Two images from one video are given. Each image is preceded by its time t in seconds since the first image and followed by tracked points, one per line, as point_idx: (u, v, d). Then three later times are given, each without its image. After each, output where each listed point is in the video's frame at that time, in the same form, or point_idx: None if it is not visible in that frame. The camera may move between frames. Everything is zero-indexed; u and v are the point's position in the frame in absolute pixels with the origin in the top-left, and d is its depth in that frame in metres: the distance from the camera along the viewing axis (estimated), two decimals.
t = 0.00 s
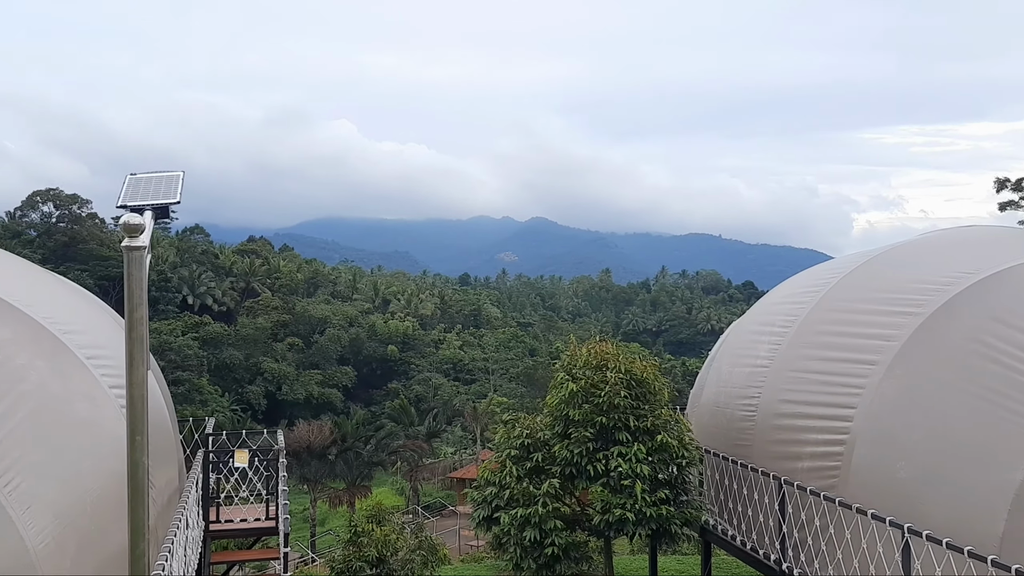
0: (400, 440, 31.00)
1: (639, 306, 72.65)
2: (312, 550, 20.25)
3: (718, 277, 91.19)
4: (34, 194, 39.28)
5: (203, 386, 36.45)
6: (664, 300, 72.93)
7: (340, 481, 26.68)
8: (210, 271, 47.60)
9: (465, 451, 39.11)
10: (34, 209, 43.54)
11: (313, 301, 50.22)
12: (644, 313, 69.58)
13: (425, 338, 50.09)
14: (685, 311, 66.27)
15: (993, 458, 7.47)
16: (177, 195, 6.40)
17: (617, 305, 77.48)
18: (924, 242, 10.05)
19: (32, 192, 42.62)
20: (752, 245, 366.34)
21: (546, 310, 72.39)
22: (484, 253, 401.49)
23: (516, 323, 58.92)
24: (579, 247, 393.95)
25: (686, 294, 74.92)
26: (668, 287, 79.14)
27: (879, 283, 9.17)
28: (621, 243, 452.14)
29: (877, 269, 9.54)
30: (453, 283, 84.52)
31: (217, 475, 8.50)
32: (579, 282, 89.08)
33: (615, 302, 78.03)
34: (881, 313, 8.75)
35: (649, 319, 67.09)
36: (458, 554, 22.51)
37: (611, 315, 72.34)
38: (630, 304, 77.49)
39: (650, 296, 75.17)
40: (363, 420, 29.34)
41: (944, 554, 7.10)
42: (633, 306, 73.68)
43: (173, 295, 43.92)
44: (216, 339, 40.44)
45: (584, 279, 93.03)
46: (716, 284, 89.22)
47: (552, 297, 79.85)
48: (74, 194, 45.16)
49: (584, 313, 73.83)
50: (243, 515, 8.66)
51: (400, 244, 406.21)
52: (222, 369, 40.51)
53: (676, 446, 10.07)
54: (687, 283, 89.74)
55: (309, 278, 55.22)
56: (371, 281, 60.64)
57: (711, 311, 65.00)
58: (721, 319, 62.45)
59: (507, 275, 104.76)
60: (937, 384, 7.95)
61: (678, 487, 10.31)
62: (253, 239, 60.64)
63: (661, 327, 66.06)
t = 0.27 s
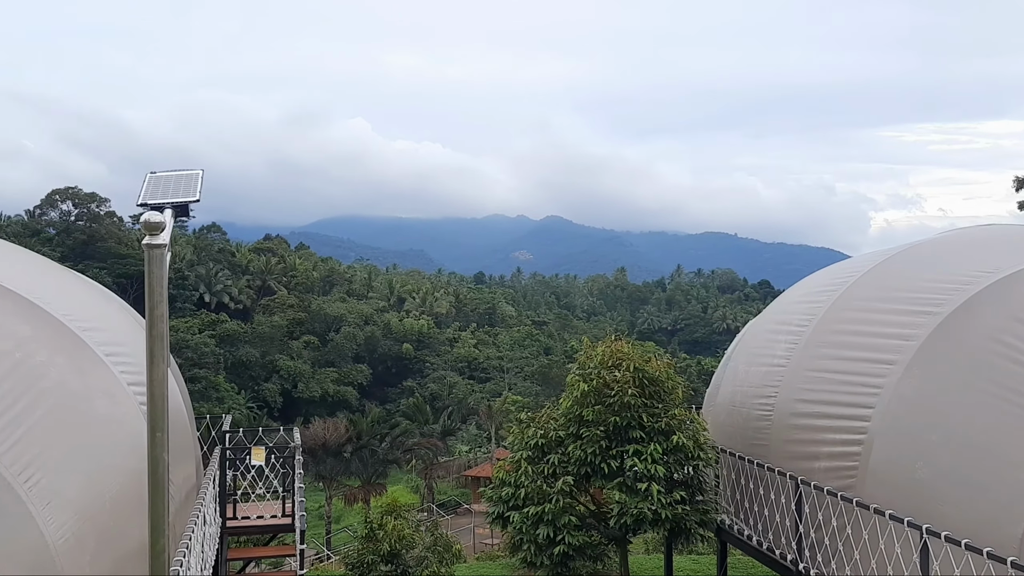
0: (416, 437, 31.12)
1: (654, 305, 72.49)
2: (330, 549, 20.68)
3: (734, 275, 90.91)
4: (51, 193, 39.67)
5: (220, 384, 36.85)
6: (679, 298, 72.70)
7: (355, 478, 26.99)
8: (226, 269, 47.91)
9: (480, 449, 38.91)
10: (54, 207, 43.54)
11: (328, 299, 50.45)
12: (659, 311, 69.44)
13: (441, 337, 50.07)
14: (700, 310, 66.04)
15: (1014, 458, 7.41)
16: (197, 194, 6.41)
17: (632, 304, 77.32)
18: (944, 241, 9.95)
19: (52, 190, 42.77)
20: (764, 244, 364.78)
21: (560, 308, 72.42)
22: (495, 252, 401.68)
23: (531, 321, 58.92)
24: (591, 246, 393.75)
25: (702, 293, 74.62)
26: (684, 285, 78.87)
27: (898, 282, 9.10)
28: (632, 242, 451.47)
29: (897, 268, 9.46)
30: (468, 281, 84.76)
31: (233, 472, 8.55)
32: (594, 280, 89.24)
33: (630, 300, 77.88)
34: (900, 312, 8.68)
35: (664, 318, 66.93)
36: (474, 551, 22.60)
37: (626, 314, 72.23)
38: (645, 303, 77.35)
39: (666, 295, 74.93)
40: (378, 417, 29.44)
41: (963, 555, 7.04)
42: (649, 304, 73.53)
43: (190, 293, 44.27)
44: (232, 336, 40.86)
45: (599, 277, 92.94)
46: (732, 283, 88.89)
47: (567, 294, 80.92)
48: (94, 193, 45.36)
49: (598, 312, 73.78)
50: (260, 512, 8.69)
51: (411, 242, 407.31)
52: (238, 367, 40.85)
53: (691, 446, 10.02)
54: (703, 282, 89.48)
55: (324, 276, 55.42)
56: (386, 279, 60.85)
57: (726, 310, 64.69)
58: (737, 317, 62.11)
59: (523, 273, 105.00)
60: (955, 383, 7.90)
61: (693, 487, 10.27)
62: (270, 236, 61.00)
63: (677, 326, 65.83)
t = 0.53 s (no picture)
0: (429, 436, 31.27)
1: (669, 304, 72.37)
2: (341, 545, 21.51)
3: (749, 275, 90.58)
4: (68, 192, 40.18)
5: (235, 381, 37.41)
6: (693, 297, 72.52)
7: (368, 477, 26.89)
8: (242, 267, 48.27)
9: (493, 448, 39.01)
10: (72, 206, 44.32)
11: (343, 297, 50.68)
12: (674, 310, 69.34)
13: (455, 335, 50.11)
14: (715, 309, 65.81)
15: None
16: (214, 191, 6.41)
17: (646, 303, 77.18)
18: (962, 240, 9.85)
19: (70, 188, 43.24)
20: (776, 244, 363.23)
21: (575, 307, 72.46)
22: (505, 250, 402.12)
23: (545, 320, 58.98)
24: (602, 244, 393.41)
25: (717, 292, 74.34)
26: (699, 284, 78.66)
27: (916, 282, 9.02)
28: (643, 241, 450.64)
29: (914, 267, 9.38)
30: (483, 279, 85.01)
31: (249, 470, 8.58)
32: (609, 279, 89.29)
33: (644, 299, 77.77)
34: (918, 312, 8.61)
35: (678, 317, 66.78)
36: (489, 550, 22.66)
37: (640, 313, 72.17)
38: (659, 302, 77.22)
39: (680, 294, 74.78)
40: (393, 415, 29.57)
41: (981, 556, 6.99)
42: (663, 304, 73.41)
43: (205, 291, 44.72)
44: (248, 334, 41.15)
45: (613, 276, 92.82)
46: (747, 282, 88.60)
47: (581, 294, 79.96)
48: (112, 192, 45.89)
49: (613, 311, 73.75)
50: (275, 509, 8.72)
51: (422, 241, 408.29)
52: (253, 364, 41.09)
53: (704, 447, 9.99)
54: (718, 281, 89.26)
55: (339, 274, 55.71)
56: (401, 277, 61.08)
57: (741, 309, 64.39)
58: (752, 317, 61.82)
59: (537, 272, 105.10)
60: (974, 383, 7.86)
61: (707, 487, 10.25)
62: (285, 235, 61.42)
63: (691, 325, 65.66)
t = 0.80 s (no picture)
0: (443, 434, 31.35)
1: (683, 303, 72.28)
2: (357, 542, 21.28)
3: (764, 274, 90.34)
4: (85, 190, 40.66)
5: (250, 378, 37.71)
6: (708, 296, 72.38)
7: (383, 474, 26.78)
8: (256, 265, 48.55)
9: (507, 446, 38.97)
10: (89, 204, 45.28)
11: (357, 295, 50.88)
12: (688, 309, 69.25)
13: (468, 334, 50.21)
14: (729, 308, 65.63)
15: None
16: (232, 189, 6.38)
17: (660, 302, 77.06)
18: (981, 239, 9.77)
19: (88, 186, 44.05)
20: (788, 244, 361.84)
21: (588, 306, 72.44)
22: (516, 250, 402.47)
23: (559, 319, 59.06)
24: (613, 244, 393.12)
25: (732, 291, 74.13)
26: (713, 284, 78.49)
27: (933, 281, 8.96)
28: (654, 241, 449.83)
29: (931, 266, 9.32)
30: (496, 278, 85.18)
31: (264, 466, 8.62)
32: (623, 278, 89.27)
33: (659, 298, 77.67)
34: (935, 312, 8.56)
35: (693, 316, 66.67)
36: (502, 548, 22.71)
37: (654, 312, 72.07)
38: (674, 301, 77.07)
39: (695, 293, 74.65)
40: (407, 413, 29.63)
41: (998, 558, 6.96)
42: (678, 303, 73.31)
43: (221, 289, 45.06)
44: (263, 332, 41.37)
45: (628, 275, 92.71)
46: (762, 281, 88.36)
47: (595, 294, 80.18)
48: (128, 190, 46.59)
49: (627, 310, 73.69)
50: (289, 506, 8.76)
51: (432, 240, 409.14)
52: (268, 361, 41.16)
53: (719, 447, 9.92)
54: (732, 280, 89.04)
55: (353, 273, 55.98)
56: (415, 276, 61.27)
57: (756, 308, 64.14)
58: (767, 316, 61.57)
59: (551, 271, 105.20)
60: (994, 383, 7.80)
61: (721, 488, 10.22)
62: (300, 233, 61.76)
63: (705, 324, 65.52)
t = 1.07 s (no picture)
0: (457, 432, 31.42)
1: (699, 302, 72.03)
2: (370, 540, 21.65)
3: (781, 273, 90.12)
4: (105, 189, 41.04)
5: (266, 375, 37.58)
6: (724, 295, 72.07)
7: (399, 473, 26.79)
8: (273, 264, 48.90)
9: (522, 445, 38.99)
10: (108, 202, 45.85)
11: (373, 293, 51.09)
12: (704, 308, 69.05)
13: (483, 332, 50.30)
14: (745, 307, 65.40)
15: None
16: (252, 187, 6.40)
17: (676, 300, 76.91)
18: (1002, 238, 9.66)
19: (107, 185, 44.70)
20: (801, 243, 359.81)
21: (604, 305, 72.42)
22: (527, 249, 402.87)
23: (574, 318, 59.09)
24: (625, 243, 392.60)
25: (748, 290, 73.79)
26: (730, 283, 78.19)
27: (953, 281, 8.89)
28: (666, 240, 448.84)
29: (951, 265, 9.23)
30: (512, 276, 85.37)
31: (281, 463, 8.67)
32: (638, 276, 89.21)
33: (674, 297, 77.52)
34: (955, 311, 8.49)
35: (709, 315, 66.46)
36: (517, 546, 22.75)
37: (670, 311, 71.89)
38: (689, 300, 76.82)
39: (711, 291, 74.34)
40: (422, 411, 29.72)
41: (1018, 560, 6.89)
42: (694, 302, 73.06)
43: (238, 287, 45.48)
44: (279, 329, 41.63)
45: (643, 274, 92.54)
46: (779, 280, 88.02)
47: (610, 292, 81.75)
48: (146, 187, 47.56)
49: (642, 309, 73.58)
50: (306, 503, 8.80)
51: (444, 239, 409.90)
52: (285, 359, 41.49)
53: (737, 447, 9.88)
54: (749, 279, 88.88)
55: (369, 271, 56.25)
56: (430, 274, 61.47)
57: (773, 307, 63.86)
58: (784, 315, 61.29)
59: (567, 271, 105.22)
60: (1016, 383, 7.70)
61: (739, 488, 10.17)
62: (316, 232, 62.16)
63: (721, 323, 65.33)
